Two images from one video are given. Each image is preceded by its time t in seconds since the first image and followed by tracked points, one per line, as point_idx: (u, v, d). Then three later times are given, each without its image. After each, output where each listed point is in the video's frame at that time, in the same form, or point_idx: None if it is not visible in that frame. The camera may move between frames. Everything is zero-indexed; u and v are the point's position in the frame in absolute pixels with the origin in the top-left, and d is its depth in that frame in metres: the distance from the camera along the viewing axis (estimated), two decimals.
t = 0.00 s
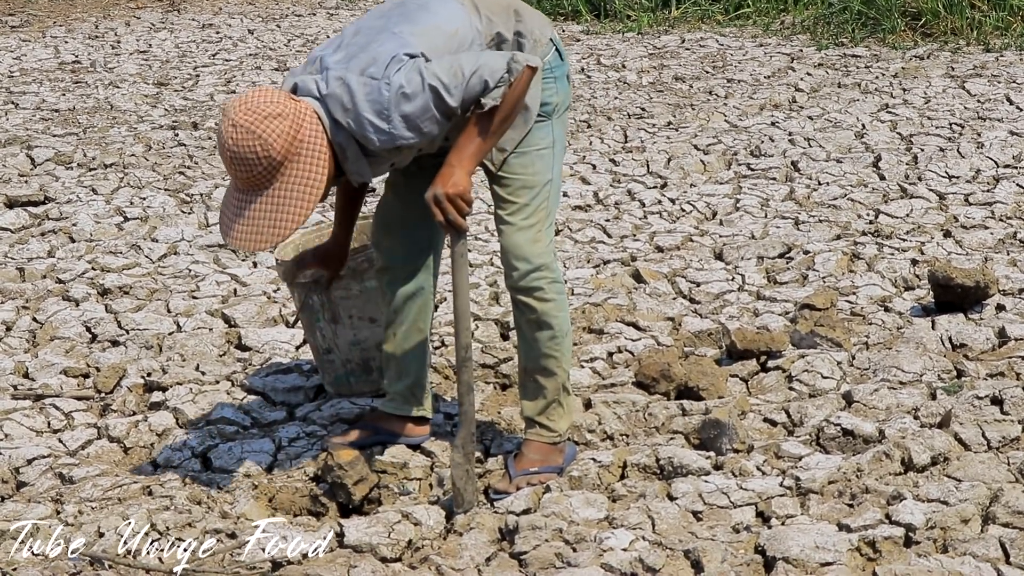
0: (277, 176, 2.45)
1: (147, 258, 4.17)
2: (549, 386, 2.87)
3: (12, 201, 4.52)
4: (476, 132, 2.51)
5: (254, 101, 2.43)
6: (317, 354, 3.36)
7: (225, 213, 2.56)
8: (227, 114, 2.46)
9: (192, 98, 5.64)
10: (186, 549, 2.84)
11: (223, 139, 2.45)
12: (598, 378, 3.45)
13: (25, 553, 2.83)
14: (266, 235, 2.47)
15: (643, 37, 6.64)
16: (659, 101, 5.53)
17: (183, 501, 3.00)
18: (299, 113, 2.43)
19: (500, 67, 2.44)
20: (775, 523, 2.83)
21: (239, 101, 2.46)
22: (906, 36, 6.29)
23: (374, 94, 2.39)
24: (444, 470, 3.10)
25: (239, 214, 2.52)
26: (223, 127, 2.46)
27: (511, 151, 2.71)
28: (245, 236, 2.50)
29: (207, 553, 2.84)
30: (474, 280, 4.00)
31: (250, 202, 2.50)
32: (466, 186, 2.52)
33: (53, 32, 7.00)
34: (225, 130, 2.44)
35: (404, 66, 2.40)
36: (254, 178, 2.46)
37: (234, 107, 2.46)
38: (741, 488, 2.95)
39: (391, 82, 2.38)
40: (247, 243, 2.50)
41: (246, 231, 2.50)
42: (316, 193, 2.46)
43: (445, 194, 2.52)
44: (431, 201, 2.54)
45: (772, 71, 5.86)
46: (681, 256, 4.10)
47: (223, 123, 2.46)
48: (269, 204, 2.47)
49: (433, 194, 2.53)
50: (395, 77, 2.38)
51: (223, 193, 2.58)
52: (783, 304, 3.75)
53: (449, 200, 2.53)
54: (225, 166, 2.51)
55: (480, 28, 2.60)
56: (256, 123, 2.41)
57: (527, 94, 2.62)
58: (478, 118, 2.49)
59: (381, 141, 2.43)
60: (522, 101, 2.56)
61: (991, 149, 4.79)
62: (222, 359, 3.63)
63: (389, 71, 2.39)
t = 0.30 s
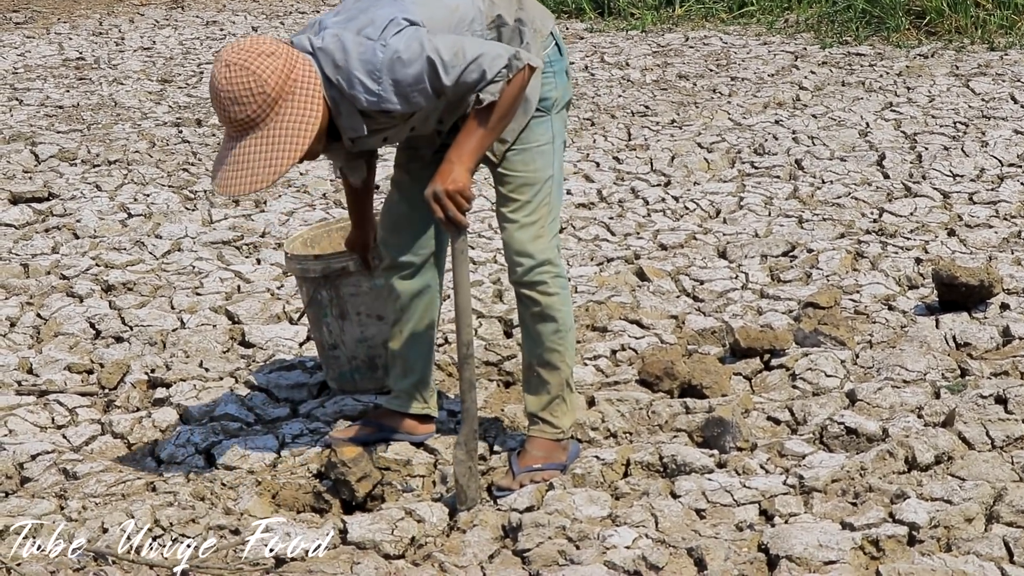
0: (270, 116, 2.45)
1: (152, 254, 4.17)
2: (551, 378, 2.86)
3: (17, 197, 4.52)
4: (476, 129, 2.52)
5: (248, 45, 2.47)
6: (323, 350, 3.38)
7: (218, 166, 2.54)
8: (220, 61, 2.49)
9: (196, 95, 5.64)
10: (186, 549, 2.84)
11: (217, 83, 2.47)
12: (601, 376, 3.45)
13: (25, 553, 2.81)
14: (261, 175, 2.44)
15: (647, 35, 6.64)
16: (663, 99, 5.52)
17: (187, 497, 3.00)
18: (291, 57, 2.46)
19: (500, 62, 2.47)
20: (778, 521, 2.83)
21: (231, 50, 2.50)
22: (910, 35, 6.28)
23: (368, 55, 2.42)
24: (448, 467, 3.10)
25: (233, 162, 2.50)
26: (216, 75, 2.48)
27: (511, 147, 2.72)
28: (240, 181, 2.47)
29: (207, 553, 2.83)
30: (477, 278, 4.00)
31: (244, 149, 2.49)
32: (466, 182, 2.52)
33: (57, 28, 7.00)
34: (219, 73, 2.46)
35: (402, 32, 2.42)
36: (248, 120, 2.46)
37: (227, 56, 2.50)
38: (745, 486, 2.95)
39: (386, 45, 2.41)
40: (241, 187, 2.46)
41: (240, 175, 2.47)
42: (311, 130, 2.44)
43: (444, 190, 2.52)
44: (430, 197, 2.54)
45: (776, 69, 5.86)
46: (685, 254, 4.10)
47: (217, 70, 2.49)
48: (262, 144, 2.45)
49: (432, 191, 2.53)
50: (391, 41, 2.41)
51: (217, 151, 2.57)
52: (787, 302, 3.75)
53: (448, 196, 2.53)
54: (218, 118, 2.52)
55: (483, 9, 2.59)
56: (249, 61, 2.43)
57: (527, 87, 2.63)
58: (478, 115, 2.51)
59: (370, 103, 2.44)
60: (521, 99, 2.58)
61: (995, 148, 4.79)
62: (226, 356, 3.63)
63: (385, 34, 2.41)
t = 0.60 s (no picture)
0: (265, 72, 2.46)
1: (158, 253, 4.17)
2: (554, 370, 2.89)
3: (23, 196, 4.52)
4: (478, 127, 2.54)
5: (242, 3, 2.49)
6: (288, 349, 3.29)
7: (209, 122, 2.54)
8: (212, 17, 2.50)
9: (202, 95, 5.64)
10: (186, 548, 2.84)
11: (211, 37, 2.48)
12: (607, 375, 3.45)
13: (25, 553, 2.81)
14: (257, 131, 2.45)
15: (652, 35, 6.64)
16: (668, 98, 5.52)
17: (194, 496, 3.00)
18: (287, 16, 2.48)
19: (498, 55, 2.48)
20: (785, 521, 2.83)
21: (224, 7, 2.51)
22: (916, 34, 6.28)
23: (367, 24, 2.45)
24: (454, 467, 3.10)
25: (225, 118, 2.51)
26: (209, 30, 2.49)
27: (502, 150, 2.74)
28: (235, 138, 2.47)
29: (209, 552, 2.84)
30: (483, 278, 4.00)
31: (237, 106, 2.49)
32: (472, 180, 2.53)
33: (63, 28, 7.00)
34: (213, 28, 2.47)
35: (404, 7, 2.45)
36: (242, 75, 2.47)
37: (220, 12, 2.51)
38: (751, 486, 2.95)
39: (386, 16, 2.44)
40: (236, 142, 2.47)
41: (234, 131, 2.47)
42: (308, 87, 2.46)
43: (453, 189, 2.52)
44: (438, 198, 2.54)
45: (782, 69, 5.86)
46: (691, 253, 4.10)
47: (209, 26, 2.50)
48: (257, 100, 2.46)
49: (439, 191, 2.53)
50: (391, 13, 2.44)
51: (207, 108, 2.58)
52: (794, 302, 3.74)
53: (456, 196, 2.53)
54: (210, 74, 2.52)
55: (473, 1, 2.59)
56: (244, 16, 2.45)
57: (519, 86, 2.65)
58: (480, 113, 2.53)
59: (363, 70, 2.46)
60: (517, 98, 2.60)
61: (1001, 148, 4.79)
62: (232, 355, 3.63)
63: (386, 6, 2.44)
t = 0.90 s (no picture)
0: (290, 35, 2.44)
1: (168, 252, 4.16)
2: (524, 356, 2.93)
3: (34, 195, 4.53)
4: (487, 124, 2.54)
5: None
6: (209, 364, 2.94)
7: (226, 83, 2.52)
8: None
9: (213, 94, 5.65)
10: (187, 548, 2.84)
11: None
12: (617, 376, 3.46)
13: (25, 553, 2.80)
14: (277, 94, 2.43)
15: (663, 35, 6.64)
16: (679, 99, 5.52)
17: (203, 495, 3.01)
18: None
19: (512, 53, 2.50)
20: (795, 522, 2.83)
21: None
22: (927, 36, 6.28)
23: None
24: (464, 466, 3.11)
25: (244, 79, 2.48)
26: None
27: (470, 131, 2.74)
28: (254, 98, 2.45)
29: (214, 551, 2.84)
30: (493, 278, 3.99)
31: (258, 67, 2.47)
32: (483, 179, 2.52)
33: (75, 27, 7.01)
34: None
35: None
36: (265, 36, 2.45)
37: None
38: (761, 487, 2.95)
39: None
40: (254, 103, 2.44)
41: (256, 91, 2.45)
42: (332, 54, 2.44)
43: (463, 187, 2.51)
44: (449, 196, 2.53)
45: (793, 71, 5.86)
46: (700, 254, 4.10)
47: None
48: (282, 61, 2.44)
49: (450, 189, 2.52)
50: None
51: (224, 70, 2.55)
52: (804, 303, 3.75)
53: (467, 195, 2.52)
54: (231, 35, 2.50)
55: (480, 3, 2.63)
56: None
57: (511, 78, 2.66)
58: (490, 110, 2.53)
59: (382, 44, 2.47)
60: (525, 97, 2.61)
61: (1013, 150, 4.78)
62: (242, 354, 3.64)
63: None
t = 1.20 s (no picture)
0: (314, 30, 2.46)
1: (181, 249, 4.16)
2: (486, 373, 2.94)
3: (47, 191, 4.53)
4: (508, 121, 2.53)
5: None
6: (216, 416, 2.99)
7: (249, 77, 2.53)
8: None
9: (226, 91, 5.65)
10: (185, 548, 2.83)
11: None
12: (629, 374, 3.46)
13: (25, 553, 2.79)
14: (304, 90, 2.45)
15: (675, 34, 6.63)
16: (691, 98, 5.52)
17: (216, 492, 3.02)
18: None
19: (532, 49, 2.49)
20: (807, 521, 2.83)
21: None
22: (941, 35, 6.28)
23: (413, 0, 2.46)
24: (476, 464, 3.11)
25: (267, 74, 2.50)
26: None
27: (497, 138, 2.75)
28: (281, 95, 2.47)
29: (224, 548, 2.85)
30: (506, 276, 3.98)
31: (281, 64, 2.48)
32: (513, 179, 2.51)
33: (88, 24, 7.02)
34: None
35: None
36: (289, 31, 2.47)
37: None
38: (773, 486, 2.95)
39: None
40: (280, 100, 2.47)
41: (281, 87, 2.47)
42: (357, 48, 2.46)
43: (498, 191, 2.50)
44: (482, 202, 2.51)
45: (806, 70, 5.85)
46: (713, 253, 4.10)
47: None
48: (307, 58, 2.46)
49: (483, 195, 2.50)
50: None
51: (245, 64, 2.56)
52: (816, 302, 3.75)
53: (501, 198, 2.51)
54: (253, 29, 2.52)
55: None
56: None
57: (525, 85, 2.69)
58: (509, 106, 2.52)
59: (403, 46, 2.47)
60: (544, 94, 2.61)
61: None
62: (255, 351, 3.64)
63: None
